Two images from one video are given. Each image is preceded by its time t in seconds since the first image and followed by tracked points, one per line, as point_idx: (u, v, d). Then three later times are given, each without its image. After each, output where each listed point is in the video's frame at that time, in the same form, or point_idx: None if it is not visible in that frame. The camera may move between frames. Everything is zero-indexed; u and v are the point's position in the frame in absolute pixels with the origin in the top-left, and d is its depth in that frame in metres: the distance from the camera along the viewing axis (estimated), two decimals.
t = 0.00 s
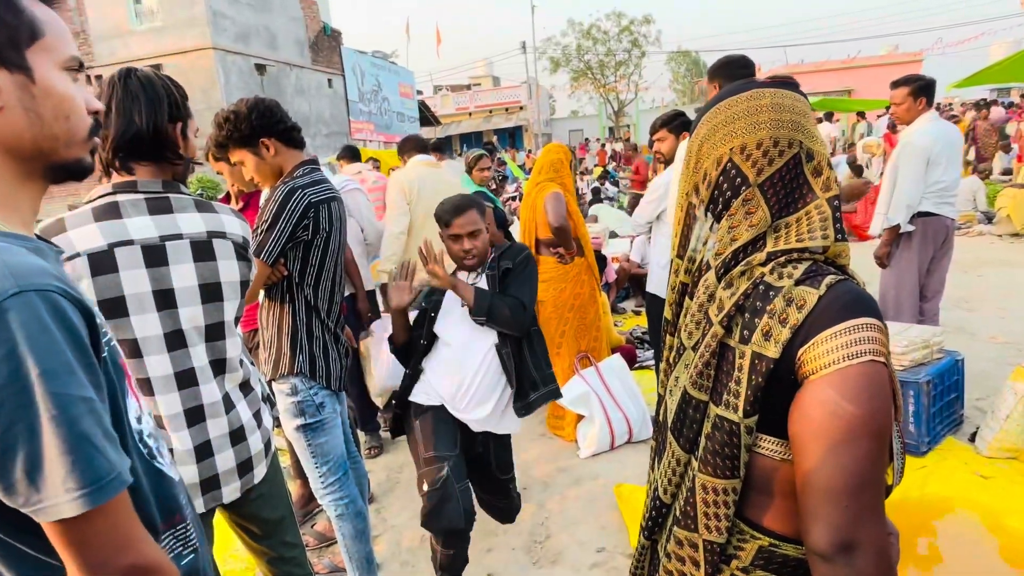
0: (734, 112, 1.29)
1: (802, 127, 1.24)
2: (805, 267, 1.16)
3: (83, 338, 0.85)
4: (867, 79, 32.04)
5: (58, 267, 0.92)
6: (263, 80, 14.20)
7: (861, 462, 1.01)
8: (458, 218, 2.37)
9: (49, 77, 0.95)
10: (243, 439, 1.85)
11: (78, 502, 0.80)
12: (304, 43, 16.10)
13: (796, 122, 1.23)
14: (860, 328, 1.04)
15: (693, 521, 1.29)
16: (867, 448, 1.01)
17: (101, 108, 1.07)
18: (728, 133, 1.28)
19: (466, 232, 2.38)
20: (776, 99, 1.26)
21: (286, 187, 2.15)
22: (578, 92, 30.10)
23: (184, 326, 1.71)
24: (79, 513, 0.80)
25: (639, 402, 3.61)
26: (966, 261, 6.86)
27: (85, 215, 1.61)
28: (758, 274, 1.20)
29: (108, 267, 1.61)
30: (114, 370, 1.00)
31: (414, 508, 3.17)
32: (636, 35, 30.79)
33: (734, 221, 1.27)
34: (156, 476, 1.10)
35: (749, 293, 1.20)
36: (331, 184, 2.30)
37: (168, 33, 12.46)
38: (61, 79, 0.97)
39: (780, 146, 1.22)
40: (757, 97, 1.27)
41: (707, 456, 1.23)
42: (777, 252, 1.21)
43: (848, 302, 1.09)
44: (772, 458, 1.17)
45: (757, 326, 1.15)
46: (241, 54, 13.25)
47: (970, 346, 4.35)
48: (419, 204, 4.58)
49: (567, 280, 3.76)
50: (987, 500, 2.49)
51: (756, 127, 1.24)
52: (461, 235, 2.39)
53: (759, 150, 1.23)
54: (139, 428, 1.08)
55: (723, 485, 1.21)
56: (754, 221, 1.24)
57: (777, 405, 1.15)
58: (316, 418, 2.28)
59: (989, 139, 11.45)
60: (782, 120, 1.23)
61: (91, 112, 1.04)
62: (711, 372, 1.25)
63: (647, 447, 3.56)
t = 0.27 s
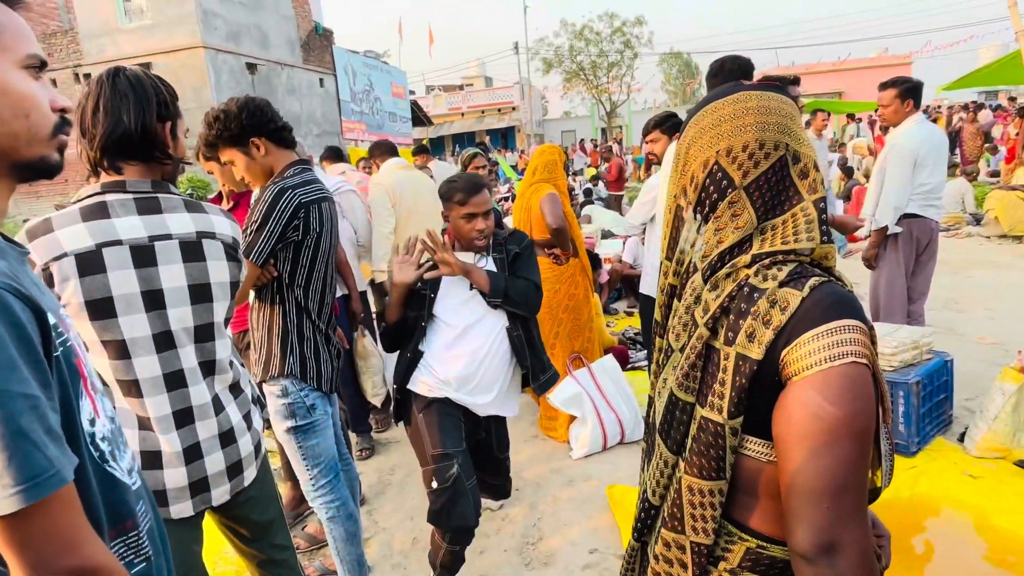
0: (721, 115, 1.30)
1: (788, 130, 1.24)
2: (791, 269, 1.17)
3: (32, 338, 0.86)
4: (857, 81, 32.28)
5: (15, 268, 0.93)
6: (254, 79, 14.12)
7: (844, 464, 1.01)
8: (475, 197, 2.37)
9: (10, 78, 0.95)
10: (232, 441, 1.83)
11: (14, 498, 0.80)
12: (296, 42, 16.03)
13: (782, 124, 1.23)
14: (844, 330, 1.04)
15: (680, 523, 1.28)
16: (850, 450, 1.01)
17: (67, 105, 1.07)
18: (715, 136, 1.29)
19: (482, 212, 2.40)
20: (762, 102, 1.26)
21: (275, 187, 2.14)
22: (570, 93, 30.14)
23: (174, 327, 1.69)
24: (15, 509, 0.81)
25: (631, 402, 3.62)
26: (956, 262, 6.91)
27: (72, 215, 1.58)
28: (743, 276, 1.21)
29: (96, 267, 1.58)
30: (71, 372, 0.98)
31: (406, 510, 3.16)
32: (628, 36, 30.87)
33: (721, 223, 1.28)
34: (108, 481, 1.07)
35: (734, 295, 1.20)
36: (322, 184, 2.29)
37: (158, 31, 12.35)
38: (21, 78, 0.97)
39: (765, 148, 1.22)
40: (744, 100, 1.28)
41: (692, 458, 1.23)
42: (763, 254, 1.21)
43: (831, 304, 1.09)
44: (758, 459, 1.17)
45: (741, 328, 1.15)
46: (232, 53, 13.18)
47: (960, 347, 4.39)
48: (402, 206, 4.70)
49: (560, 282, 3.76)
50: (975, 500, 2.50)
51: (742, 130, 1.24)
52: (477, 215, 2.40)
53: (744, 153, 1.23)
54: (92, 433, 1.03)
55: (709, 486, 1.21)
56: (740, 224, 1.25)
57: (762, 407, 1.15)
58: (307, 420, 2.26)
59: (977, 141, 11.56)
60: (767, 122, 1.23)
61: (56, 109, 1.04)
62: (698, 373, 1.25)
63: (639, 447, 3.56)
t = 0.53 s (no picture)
0: (705, 115, 1.30)
1: (772, 130, 1.25)
2: (773, 269, 1.17)
3: None
4: (836, 84, 32.77)
5: None
6: (234, 76, 13.94)
7: (824, 464, 1.02)
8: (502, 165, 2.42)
9: None
10: (211, 445, 1.81)
11: None
12: (277, 40, 15.86)
13: (765, 124, 1.24)
14: (825, 331, 1.05)
15: (662, 523, 1.29)
16: (831, 451, 1.02)
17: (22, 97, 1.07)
18: (699, 135, 1.30)
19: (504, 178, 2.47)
20: (746, 102, 1.27)
21: (254, 185, 2.11)
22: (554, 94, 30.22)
23: (151, 329, 1.65)
24: None
25: (615, 402, 3.63)
26: (931, 263, 7.04)
27: (47, 214, 1.54)
28: (725, 276, 1.21)
29: (71, 268, 1.54)
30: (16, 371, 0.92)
31: (389, 512, 3.14)
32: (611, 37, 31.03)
33: (704, 223, 1.28)
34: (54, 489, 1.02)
35: (716, 296, 1.21)
36: (303, 183, 2.27)
37: (135, 27, 12.14)
38: None
39: (749, 149, 1.23)
40: (728, 99, 1.29)
41: (674, 458, 1.24)
42: (745, 255, 1.22)
43: (812, 305, 1.10)
44: (740, 459, 1.18)
45: (723, 328, 1.16)
46: (212, 50, 13.00)
47: (936, 346, 4.46)
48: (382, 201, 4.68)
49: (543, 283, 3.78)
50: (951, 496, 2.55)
51: (726, 130, 1.25)
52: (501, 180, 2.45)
53: (728, 153, 1.24)
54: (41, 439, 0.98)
55: (691, 487, 1.22)
56: (723, 224, 1.25)
57: (744, 407, 1.15)
58: (288, 422, 2.23)
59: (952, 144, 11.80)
60: (751, 123, 1.24)
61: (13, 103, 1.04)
62: (681, 373, 1.25)
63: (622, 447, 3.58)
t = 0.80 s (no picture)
0: (683, 112, 1.31)
1: (749, 128, 1.26)
2: (749, 267, 1.18)
3: None
4: (804, 88, 33.46)
5: None
6: (203, 72, 13.67)
7: (798, 464, 1.03)
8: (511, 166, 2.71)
9: None
10: (180, 448, 1.76)
11: None
12: (248, 36, 15.60)
13: (742, 122, 1.25)
14: (799, 330, 1.06)
15: (639, 524, 1.29)
16: (804, 450, 1.03)
17: None
18: (676, 133, 1.30)
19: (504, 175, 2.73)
20: (723, 100, 1.28)
21: (224, 183, 2.07)
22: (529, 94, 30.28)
23: (122, 329, 1.61)
24: None
25: (591, 401, 3.64)
26: (896, 262, 7.23)
27: (13, 209, 1.48)
28: (702, 275, 1.22)
29: (40, 265, 1.48)
30: None
31: (363, 514, 3.11)
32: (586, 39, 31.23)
33: (681, 222, 1.29)
34: None
35: (693, 294, 1.22)
36: (273, 180, 2.23)
37: (100, 20, 11.81)
38: None
39: (726, 146, 1.24)
40: (705, 97, 1.30)
41: (650, 458, 1.24)
42: (722, 253, 1.23)
43: (786, 304, 1.11)
44: (715, 458, 1.19)
45: (699, 327, 1.17)
46: (180, 45, 12.73)
47: (903, 343, 4.58)
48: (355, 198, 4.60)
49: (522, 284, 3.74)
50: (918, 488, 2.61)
51: (704, 128, 1.26)
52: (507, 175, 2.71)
53: (705, 151, 1.25)
54: None
55: (667, 487, 1.23)
56: (700, 222, 1.26)
57: (719, 407, 1.16)
58: (258, 425, 2.19)
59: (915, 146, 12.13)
60: (728, 120, 1.25)
61: None
62: (657, 372, 1.26)
63: (598, 445, 3.59)
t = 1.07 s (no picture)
0: (658, 110, 1.32)
1: (724, 126, 1.27)
2: (724, 266, 1.19)
3: None
4: (773, 91, 34.10)
5: None
6: (169, 68, 13.36)
7: (772, 462, 1.04)
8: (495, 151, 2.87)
9: None
10: (149, 451, 1.71)
11: None
12: (216, 31, 15.30)
13: (716, 121, 1.27)
14: (772, 330, 1.08)
15: (614, 524, 1.30)
16: (778, 449, 1.04)
17: None
18: (652, 131, 1.31)
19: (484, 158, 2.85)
20: (699, 98, 1.30)
21: (187, 180, 2.02)
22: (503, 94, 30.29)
23: (92, 329, 1.56)
24: None
25: (565, 400, 3.65)
26: (862, 262, 7.41)
27: None
28: (677, 274, 1.23)
29: (9, 263, 1.42)
30: None
31: (335, 518, 3.07)
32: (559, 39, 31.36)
33: (657, 220, 1.30)
34: None
35: (668, 293, 1.23)
36: (239, 177, 2.19)
37: (60, 12, 11.44)
38: None
39: (700, 145, 1.26)
40: (681, 96, 1.31)
41: (626, 459, 1.25)
42: (697, 252, 1.24)
43: (760, 303, 1.12)
44: (691, 458, 1.20)
45: (674, 326, 1.18)
46: (144, 39, 12.42)
47: (868, 340, 4.69)
48: (316, 197, 4.50)
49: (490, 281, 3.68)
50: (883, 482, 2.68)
51: (679, 126, 1.27)
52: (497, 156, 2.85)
53: (680, 150, 1.26)
54: None
55: (642, 487, 1.23)
56: (676, 220, 1.27)
57: (694, 406, 1.17)
58: (225, 429, 2.14)
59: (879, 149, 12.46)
60: (704, 119, 1.26)
61: None
62: (633, 371, 1.27)
63: (571, 444, 3.61)
